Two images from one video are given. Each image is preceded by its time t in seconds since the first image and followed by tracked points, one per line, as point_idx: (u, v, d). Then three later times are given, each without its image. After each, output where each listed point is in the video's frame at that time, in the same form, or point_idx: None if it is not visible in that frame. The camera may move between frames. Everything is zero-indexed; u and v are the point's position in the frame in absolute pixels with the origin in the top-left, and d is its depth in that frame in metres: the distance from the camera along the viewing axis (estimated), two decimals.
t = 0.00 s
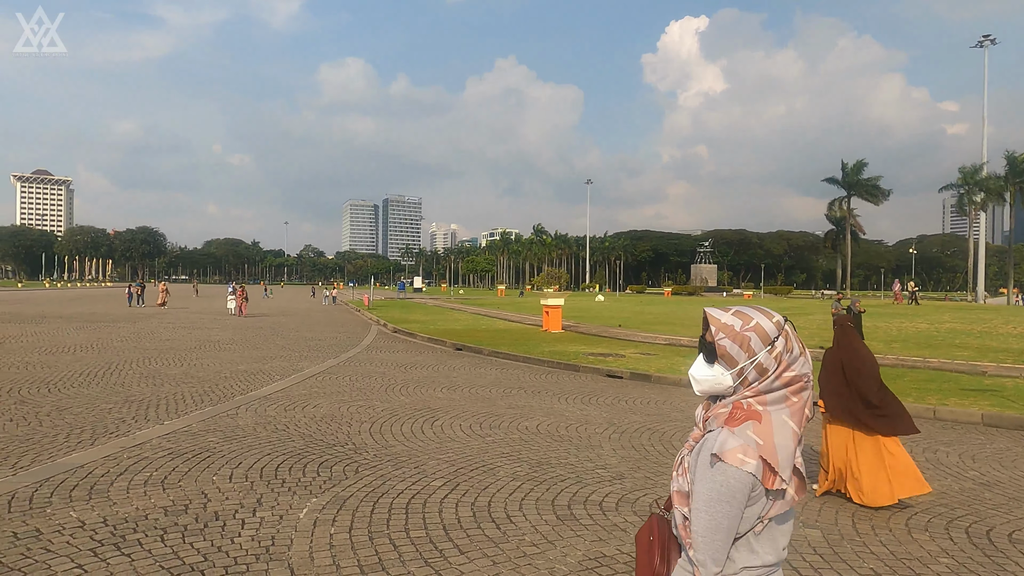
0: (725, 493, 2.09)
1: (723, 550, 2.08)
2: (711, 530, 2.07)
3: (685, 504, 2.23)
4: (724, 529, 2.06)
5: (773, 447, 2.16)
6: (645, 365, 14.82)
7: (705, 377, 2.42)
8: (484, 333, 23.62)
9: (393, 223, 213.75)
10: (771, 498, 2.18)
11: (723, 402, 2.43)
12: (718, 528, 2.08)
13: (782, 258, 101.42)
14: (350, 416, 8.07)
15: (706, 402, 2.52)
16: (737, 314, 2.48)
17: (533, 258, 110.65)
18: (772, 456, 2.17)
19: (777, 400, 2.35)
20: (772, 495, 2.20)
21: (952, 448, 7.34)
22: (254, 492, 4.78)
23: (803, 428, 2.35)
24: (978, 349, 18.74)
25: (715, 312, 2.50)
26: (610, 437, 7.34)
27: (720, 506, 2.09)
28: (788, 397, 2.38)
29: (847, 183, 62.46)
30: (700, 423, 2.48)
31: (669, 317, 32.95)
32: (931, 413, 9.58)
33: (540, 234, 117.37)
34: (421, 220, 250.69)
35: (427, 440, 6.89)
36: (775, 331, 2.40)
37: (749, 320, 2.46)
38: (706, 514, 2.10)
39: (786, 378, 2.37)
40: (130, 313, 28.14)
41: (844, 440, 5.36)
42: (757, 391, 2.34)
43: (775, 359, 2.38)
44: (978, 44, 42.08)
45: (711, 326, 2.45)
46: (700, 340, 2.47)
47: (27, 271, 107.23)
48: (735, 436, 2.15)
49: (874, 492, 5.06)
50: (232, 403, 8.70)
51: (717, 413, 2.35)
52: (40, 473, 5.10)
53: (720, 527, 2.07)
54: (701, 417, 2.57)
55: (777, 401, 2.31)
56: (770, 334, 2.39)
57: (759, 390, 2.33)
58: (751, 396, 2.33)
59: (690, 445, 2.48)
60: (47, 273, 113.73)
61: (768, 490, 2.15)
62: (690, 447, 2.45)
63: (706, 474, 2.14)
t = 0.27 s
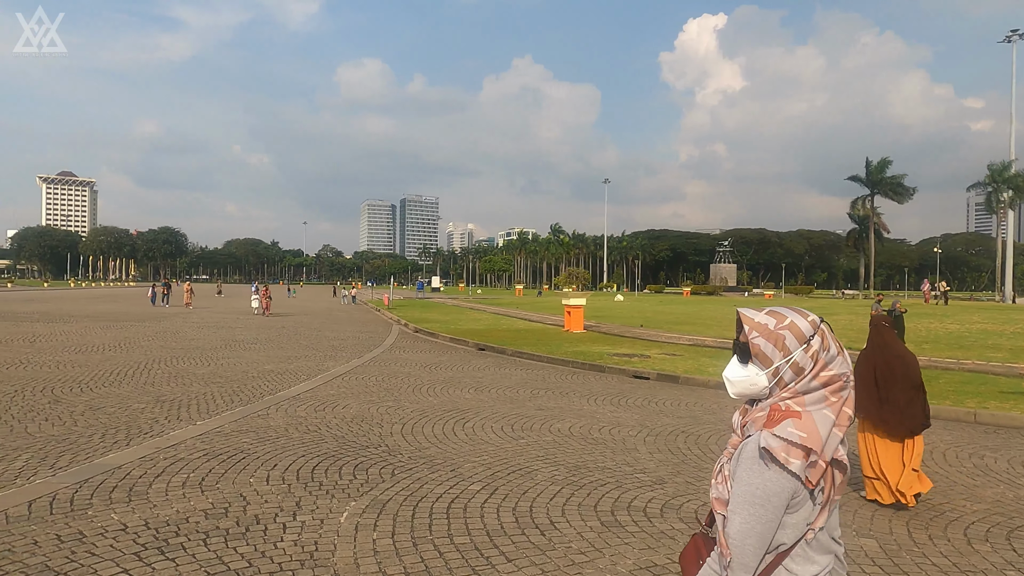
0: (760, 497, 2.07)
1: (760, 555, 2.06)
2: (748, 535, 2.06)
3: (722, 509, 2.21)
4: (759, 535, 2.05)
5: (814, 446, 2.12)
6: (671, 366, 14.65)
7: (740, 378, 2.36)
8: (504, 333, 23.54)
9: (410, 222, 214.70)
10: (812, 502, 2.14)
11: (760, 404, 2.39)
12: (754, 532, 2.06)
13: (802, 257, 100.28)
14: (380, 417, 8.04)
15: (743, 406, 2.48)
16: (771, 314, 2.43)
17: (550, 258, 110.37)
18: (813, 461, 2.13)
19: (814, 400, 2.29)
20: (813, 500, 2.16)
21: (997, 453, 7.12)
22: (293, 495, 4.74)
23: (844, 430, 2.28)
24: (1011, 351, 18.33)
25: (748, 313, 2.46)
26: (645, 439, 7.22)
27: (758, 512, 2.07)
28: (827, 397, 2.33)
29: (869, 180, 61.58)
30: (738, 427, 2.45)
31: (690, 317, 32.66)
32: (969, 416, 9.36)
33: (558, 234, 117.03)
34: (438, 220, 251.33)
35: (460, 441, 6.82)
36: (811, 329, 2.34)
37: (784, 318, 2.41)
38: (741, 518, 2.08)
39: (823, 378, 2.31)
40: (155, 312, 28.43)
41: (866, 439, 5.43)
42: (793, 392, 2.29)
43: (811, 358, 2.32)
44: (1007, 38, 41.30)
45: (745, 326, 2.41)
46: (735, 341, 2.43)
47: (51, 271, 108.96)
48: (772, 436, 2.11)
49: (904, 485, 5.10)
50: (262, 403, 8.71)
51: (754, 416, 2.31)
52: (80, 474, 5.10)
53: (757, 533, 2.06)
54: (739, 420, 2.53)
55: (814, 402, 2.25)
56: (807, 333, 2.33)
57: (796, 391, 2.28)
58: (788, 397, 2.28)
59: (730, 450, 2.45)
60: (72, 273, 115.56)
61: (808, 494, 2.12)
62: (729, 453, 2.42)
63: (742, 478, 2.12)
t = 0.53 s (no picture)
0: (796, 502, 2.10)
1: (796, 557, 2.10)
2: (783, 539, 2.09)
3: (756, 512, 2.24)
4: (794, 539, 2.08)
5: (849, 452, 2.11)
6: (698, 367, 14.47)
7: (771, 381, 2.33)
8: (527, 332, 23.45)
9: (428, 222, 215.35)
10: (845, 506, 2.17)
11: (791, 407, 2.36)
12: (791, 536, 2.10)
13: (824, 257, 99.00)
14: (409, 417, 7.99)
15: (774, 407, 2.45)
16: (803, 317, 2.35)
17: (568, 257, 110.06)
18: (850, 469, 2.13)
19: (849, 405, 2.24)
20: (847, 504, 2.18)
21: None
22: (330, 496, 4.69)
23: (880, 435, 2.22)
24: None
25: (780, 316, 2.39)
26: (680, 441, 7.10)
27: (793, 517, 2.10)
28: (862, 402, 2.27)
29: (895, 179, 60.55)
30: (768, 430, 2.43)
31: (713, 317, 32.34)
32: (1011, 420, 9.10)
33: (576, 233, 116.61)
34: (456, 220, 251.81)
35: (493, 442, 6.75)
36: (844, 333, 2.27)
37: (819, 321, 2.33)
38: (778, 523, 2.11)
39: (857, 383, 2.25)
40: (179, 311, 28.70)
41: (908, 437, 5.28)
42: (827, 397, 2.24)
43: (845, 363, 2.25)
44: None
45: (776, 330, 2.34)
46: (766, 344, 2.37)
47: (77, 271, 110.76)
48: (809, 441, 2.12)
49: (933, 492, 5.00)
50: (292, 402, 8.70)
51: (785, 420, 2.30)
52: (117, 472, 5.09)
53: (792, 537, 2.09)
54: (769, 421, 2.51)
55: (847, 408, 2.21)
56: (840, 338, 2.26)
57: (831, 395, 2.25)
58: (821, 402, 2.24)
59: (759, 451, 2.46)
60: (97, 273, 117.33)
61: (843, 499, 2.13)
62: (759, 455, 2.42)
63: (777, 482, 2.15)
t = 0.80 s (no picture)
0: (844, 499, 2.08)
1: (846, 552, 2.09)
2: (832, 536, 2.08)
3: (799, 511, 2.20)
4: (845, 535, 2.07)
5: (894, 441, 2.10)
6: (723, 368, 14.28)
7: (803, 376, 2.37)
8: (546, 332, 23.32)
9: (443, 221, 215.69)
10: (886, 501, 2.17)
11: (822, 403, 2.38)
12: (841, 532, 2.08)
13: (844, 256, 97.79)
14: (437, 418, 7.90)
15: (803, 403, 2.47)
16: (837, 314, 2.40)
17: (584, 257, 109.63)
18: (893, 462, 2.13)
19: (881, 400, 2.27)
20: (889, 496, 2.18)
21: None
22: (365, 500, 4.61)
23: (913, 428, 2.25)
24: None
25: (814, 312, 2.44)
26: (713, 444, 6.96)
27: (840, 513, 2.08)
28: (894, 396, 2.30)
29: (918, 176, 59.59)
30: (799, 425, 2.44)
31: (733, 317, 31.98)
32: None
33: (592, 232, 116.10)
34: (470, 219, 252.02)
35: (524, 444, 6.64)
36: (877, 329, 2.31)
37: (850, 319, 2.38)
38: (826, 520, 2.09)
39: (889, 378, 2.27)
40: (199, 310, 28.86)
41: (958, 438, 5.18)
42: (861, 392, 2.25)
43: (878, 359, 2.29)
44: None
45: (812, 327, 2.39)
46: (800, 339, 2.41)
47: (98, 271, 112.14)
48: (852, 435, 2.12)
49: (991, 496, 4.88)
50: (318, 402, 8.65)
51: (819, 415, 2.31)
52: (149, 474, 5.05)
53: (842, 533, 2.08)
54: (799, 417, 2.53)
55: (882, 403, 2.22)
56: (873, 334, 2.30)
57: (866, 389, 2.27)
58: (855, 397, 2.26)
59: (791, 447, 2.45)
60: (117, 273, 118.64)
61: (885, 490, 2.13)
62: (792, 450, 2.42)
63: (821, 480, 2.12)
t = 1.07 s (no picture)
0: (903, 501, 1.95)
1: (908, 553, 1.97)
2: (894, 540, 1.96)
3: (851, 517, 2.06)
4: (907, 536, 1.95)
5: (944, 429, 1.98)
6: (748, 364, 14.09)
7: (846, 382, 2.19)
8: (566, 327, 23.21)
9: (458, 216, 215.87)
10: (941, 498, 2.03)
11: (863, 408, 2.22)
12: (903, 535, 1.96)
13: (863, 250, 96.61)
14: (464, 415, 7.82)
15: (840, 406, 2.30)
16: (871, 315, 2.24)
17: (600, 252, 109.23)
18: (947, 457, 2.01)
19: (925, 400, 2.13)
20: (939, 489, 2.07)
21: None
22: (402, 500, 4.53)
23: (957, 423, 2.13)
24: None
25: (848, 316, 2.27)
26: (747, 443, 6.83)
27: (902, 516, 1.96)
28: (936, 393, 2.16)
29: (941, 169, 58.58)
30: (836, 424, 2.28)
31: (753, 312, 31.67)
32: None
33: (608, 227, 115.62)
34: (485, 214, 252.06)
35: (555, 443, 6.53)
36: (914, 328, 2.16)
37: (885, 319, 2.21)
38: (887, 525, 1.96)
39: (931, 375, 2.12)
40: (219, 304, 29.07)
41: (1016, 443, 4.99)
42: (904, 392, 2.10)
43: (918, 360, 2.14)
44: None
45: (848, 331, 2.22)
46: (835, 344, 2.25)
47: (119, 266, 113.56)
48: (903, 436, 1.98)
49: None
50: (344, 398, 8.60)
51: (861, 416, 2.12)
52: (182, 472, 5.00)
53: (904, 535, 1.96)
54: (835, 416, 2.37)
55: (927, 400, 2.08)
56: (911, 333, 2.15)
57: (910, 389, 2.12)
58: (899, 396, 2.10)
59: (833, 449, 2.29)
60: (136, 268, 120.02)
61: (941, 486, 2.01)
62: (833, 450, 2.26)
63: (871, 483, 1.99)
